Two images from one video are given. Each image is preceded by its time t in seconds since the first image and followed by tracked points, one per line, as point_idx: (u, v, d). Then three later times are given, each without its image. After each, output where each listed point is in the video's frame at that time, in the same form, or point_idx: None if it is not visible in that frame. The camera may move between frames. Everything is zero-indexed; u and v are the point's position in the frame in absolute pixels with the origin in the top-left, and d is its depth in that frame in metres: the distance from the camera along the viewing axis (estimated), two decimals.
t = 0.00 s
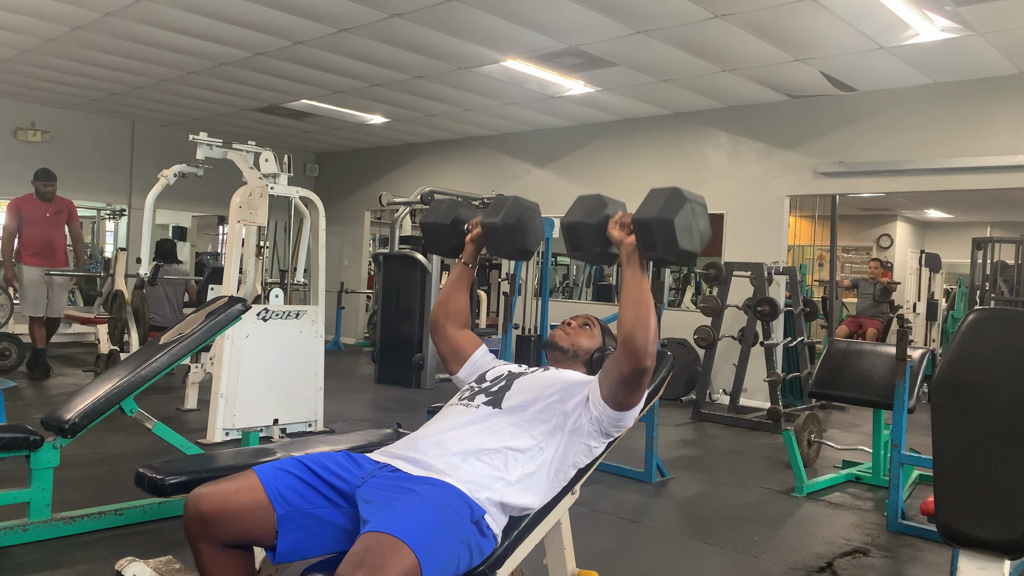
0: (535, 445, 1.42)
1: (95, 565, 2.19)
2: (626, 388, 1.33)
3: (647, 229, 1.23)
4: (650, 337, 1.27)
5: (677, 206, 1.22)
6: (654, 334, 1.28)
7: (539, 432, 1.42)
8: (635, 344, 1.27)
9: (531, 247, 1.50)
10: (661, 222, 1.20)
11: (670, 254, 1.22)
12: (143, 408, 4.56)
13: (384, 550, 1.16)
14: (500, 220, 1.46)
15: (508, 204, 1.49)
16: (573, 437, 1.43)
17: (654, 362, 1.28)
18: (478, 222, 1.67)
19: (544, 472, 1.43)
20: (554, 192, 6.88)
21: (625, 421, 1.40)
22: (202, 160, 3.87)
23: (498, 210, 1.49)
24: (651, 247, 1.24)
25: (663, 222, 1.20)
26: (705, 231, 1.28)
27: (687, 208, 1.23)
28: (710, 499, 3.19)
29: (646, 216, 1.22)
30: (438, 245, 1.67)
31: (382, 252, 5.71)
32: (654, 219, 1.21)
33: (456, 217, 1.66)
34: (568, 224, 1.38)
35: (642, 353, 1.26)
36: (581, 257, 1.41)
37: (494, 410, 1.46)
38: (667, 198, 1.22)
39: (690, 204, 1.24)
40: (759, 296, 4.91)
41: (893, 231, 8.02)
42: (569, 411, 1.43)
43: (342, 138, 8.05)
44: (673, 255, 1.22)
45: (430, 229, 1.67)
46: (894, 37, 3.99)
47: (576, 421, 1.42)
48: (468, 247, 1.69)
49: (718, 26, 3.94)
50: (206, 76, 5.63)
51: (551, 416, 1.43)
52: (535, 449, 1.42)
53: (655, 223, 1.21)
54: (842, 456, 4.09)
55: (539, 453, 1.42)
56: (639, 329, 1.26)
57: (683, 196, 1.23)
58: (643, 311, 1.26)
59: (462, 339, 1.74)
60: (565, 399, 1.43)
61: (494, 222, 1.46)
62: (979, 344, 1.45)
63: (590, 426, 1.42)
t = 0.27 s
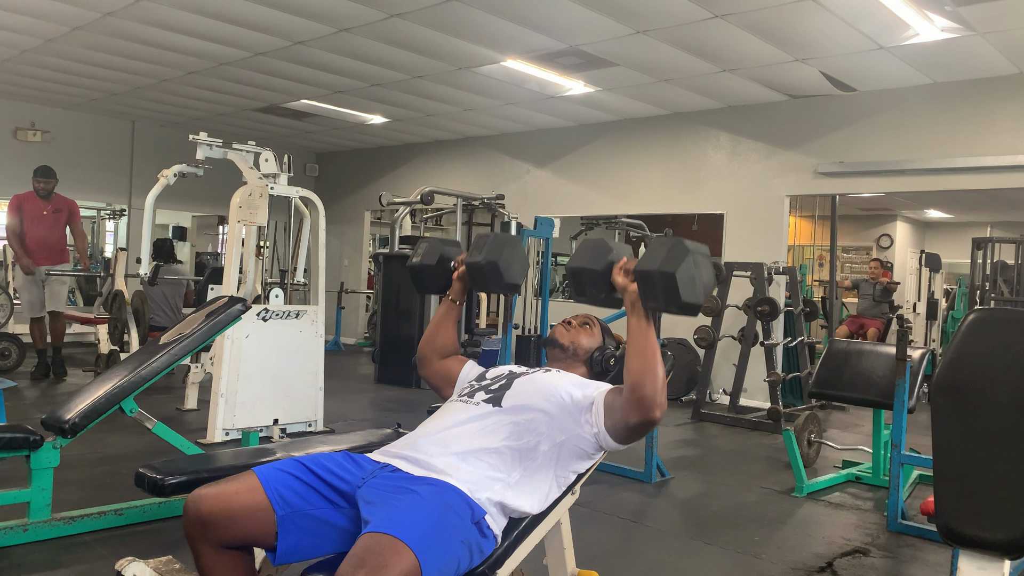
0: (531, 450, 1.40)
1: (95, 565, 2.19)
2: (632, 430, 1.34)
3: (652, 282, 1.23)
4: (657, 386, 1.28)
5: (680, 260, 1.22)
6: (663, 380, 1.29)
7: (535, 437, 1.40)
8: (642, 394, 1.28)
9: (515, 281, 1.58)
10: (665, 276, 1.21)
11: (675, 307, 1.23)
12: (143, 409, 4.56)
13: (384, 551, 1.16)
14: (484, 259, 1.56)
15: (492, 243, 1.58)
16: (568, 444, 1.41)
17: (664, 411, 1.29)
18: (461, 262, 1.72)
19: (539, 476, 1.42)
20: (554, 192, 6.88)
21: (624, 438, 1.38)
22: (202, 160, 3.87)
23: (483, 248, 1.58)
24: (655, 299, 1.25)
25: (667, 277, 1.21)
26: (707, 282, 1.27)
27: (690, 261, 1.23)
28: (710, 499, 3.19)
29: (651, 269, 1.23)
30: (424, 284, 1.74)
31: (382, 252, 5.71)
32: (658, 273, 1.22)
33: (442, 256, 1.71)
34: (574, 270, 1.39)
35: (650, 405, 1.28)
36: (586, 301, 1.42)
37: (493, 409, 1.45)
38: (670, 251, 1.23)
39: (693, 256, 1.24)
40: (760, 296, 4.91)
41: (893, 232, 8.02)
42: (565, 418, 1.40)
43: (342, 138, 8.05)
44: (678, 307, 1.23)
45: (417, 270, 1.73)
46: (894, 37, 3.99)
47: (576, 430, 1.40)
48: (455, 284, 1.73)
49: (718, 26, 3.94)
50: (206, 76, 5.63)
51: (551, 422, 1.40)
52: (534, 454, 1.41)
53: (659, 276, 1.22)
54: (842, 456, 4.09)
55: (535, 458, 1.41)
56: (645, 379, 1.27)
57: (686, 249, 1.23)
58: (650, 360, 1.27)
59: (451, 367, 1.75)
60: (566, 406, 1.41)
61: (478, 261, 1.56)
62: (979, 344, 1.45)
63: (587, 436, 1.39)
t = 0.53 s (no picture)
0: (529, 452, 1.40)
1: (95, 565, 2.19)
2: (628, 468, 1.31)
3: (651, 330, 1.18)
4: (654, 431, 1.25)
5: (679, 308, 1.16)
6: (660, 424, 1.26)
7: (533, 439, 1.40)
8: (639, 442, 1.25)
9: (506, 316, 1.60)
10: (665, 326, 1.15)
11: (675, 356, 1.18)
12: (143, 409, 4.56)
13: (383, 550, 1.16)
14: (475, 294, 1.59)
15: (482, 279, 1.61)
16: (566, 447, 1.41)
17: (659, 457, 1.26)
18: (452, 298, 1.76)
19: (537, 478, 1.42)
20: (554, 192, 6.88)
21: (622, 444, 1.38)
22: (201, 160, 3.87)
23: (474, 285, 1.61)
24: (654, 348, 1.19)
25: (667, 327, 1.15)
26: (710, 329, 1.19)
27: (691, 309, 1.17)
28: (710, 499, 3.19)
29: (650, 317, 1.17)
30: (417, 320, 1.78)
31: (382, 252, 5.71)
32: (657, 322, 1.16)
33: (435, 291, 1.75)
34: (572, 306, 1.35)
35: (646, 453, 1.25)
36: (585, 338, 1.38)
37: (492, 409, 1.45)
38: (670, 300, 1.17)
39: (695, 304, 1.17)
40: (759, 296, 4.91)
41: (893, 232, 8.02)
42: (565, 422, 1.41)
43: (342, 138, 8.05)
44: (677, 356, 1.18)
45: (410, 306, 1.77)
46: (893, 37, 3.99)
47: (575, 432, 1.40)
48: (446, 320, 1.76)
49: (718, 26, 3.94)
50: (206, 76, 5.63)
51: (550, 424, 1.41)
52: (532, 456, 1.40)
53: (658, 325, 1.16)
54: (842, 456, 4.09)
55: (532, 460, 1.41)
56: (641, 426, 1.24)
57: (685, 297, 1.17)
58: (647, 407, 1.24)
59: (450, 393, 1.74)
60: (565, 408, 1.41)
61: (469, 298, 1.59)
62: (979, 345, 1.45)
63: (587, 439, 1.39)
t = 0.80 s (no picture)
0: (529, 454, 1.40)
1: (95, 565, 2.19)
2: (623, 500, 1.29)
3: (648, 369, 1.16)
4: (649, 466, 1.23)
5: (676, 349, 1.13)
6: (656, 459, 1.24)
7: (533, 440, 1.40)
8: (634, 478, 1.22)
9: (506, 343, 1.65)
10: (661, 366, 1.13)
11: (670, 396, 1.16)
12: (143, 409, 4.56)
13: (382, 551, 1.16)
14: (475, 324, 1.64)
15: (483, 308, 1.66)
16: (566, 449, 1.41)
17: (654, 495, 1.24)
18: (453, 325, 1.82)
19: (537, 478, 1.41)
20: (554, 192, 6.87)
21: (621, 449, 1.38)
22: (202, 160, 3.87)
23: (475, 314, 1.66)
24: (650, 386, 1.17)
25: (664, 367, 1.13)
26: (710, 370, 1.17)
27: (688, 353, 1.14)
28: (710, 499, 3.19)
29: (647, 355, 1.15)
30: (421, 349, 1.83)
31: (382, 252, 5.71)
32: (654, 361, 1.14)
33: (436, 319, 1.82)
34: (574, 333, 1.36)
35: (641, 489, 1.22)
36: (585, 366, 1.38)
37: (493, 409, 1.45)
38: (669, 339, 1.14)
39: (692, 347, 1.14)
40: (759, 296, 4.91)
41: (893, 232, 8.02)
42: (565, 425, 1.41)
43: (342, 138, 8.05)
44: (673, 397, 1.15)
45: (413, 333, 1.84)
46: (893, 37, 3.98)
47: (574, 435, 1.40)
48: (449, 348, 1.82)
49: (718, 26, 3.94)
50: (205, 76, 5.63)
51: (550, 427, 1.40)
52: (533, 457, 1.40)
53: (653, 363, 1.14)
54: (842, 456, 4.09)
55: (532, 462, 1.41)
56: (635, 462, 1.22)
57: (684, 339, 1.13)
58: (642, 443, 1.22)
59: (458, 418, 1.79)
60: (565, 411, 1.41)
61: (472, 327, 1.64)
62: (979, 345, 1.45)
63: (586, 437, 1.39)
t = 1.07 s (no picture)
0: (527, 453, 1.40)
1: (95, 565, 2.19)
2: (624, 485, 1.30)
3: (649, 356, 1.17)
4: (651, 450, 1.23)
5: (676, 338, 1.14)
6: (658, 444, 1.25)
7: (531, 440, 1.40)
8: (636, 463, 1.23)
9: (511, 330, 1.62)
10: (663, 354, 1.14)
11: (671, 383, 1.16)
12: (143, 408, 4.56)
13: (381, 550, 1.16)
14: (481, 311, 1.60)
15: (490, 295, 1.62)
16: (565, 449, 1.41)
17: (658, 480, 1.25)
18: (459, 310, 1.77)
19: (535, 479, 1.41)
20: (554, 192, 6.88)
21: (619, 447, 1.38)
22: (202, 160, 3.87)
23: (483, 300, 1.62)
24: (651, 373, 1.18)
25: (665, 355, 1.14)
26: (709, 358, 1.18)
27: (689, 341, 1.15)
28: (710, 499, 3.19)
29: (647, 343, 1.16)
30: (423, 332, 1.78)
31: (383, 252, 5.71)
32: (655, 349, 1.15)
33: (440, 304, 1.76)
34: (572, 318, 1.36)
35: (644, 474, 1.23)
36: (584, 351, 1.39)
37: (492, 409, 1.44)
38: (669, 328, 1.15)
39: (693, 336, 1.15)
40: (760, 296, 4.91)
41: (893, 232, 8.02)
42: (563, 424, 1.40)
43: (342, 138, 8.05)
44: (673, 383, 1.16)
45: (416, 318, 1.78)
46: (893, 37, 3.99)
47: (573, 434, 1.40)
48: (452, 333, 1.78)
49: (718, 26, 3.94)
50: (206, 76, 5.63)
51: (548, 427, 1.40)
52: (531, 457, 1.40)
53: (654, 351, 1.15)
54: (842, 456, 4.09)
55: (530, 461, 1.41)
56: (638, 447, 1.23)
57: (684, 327, 1.15)
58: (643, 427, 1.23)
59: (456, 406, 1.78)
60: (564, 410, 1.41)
61: (478, 314, 1.59)
62: (979, 345, 1.46)
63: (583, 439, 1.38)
